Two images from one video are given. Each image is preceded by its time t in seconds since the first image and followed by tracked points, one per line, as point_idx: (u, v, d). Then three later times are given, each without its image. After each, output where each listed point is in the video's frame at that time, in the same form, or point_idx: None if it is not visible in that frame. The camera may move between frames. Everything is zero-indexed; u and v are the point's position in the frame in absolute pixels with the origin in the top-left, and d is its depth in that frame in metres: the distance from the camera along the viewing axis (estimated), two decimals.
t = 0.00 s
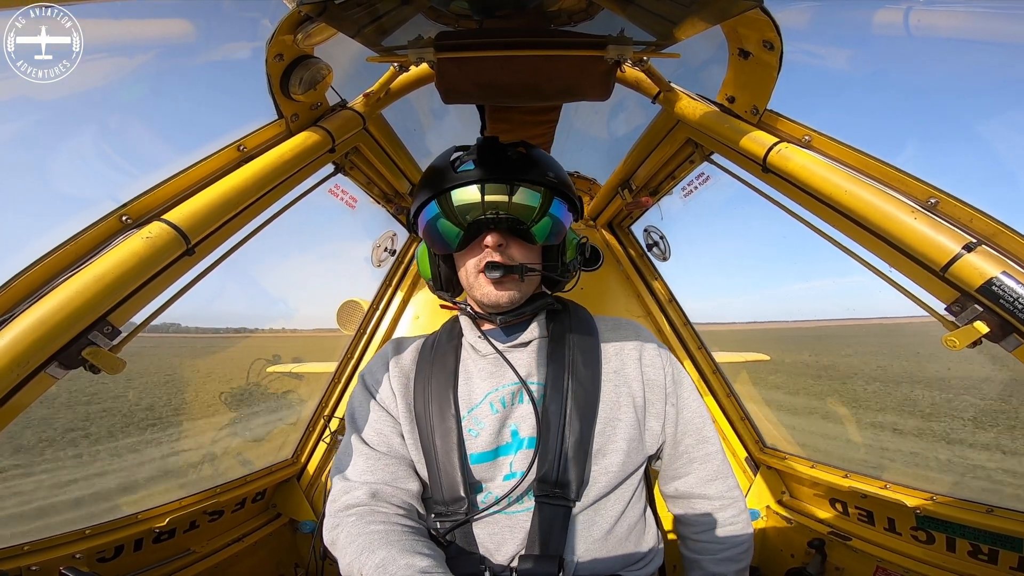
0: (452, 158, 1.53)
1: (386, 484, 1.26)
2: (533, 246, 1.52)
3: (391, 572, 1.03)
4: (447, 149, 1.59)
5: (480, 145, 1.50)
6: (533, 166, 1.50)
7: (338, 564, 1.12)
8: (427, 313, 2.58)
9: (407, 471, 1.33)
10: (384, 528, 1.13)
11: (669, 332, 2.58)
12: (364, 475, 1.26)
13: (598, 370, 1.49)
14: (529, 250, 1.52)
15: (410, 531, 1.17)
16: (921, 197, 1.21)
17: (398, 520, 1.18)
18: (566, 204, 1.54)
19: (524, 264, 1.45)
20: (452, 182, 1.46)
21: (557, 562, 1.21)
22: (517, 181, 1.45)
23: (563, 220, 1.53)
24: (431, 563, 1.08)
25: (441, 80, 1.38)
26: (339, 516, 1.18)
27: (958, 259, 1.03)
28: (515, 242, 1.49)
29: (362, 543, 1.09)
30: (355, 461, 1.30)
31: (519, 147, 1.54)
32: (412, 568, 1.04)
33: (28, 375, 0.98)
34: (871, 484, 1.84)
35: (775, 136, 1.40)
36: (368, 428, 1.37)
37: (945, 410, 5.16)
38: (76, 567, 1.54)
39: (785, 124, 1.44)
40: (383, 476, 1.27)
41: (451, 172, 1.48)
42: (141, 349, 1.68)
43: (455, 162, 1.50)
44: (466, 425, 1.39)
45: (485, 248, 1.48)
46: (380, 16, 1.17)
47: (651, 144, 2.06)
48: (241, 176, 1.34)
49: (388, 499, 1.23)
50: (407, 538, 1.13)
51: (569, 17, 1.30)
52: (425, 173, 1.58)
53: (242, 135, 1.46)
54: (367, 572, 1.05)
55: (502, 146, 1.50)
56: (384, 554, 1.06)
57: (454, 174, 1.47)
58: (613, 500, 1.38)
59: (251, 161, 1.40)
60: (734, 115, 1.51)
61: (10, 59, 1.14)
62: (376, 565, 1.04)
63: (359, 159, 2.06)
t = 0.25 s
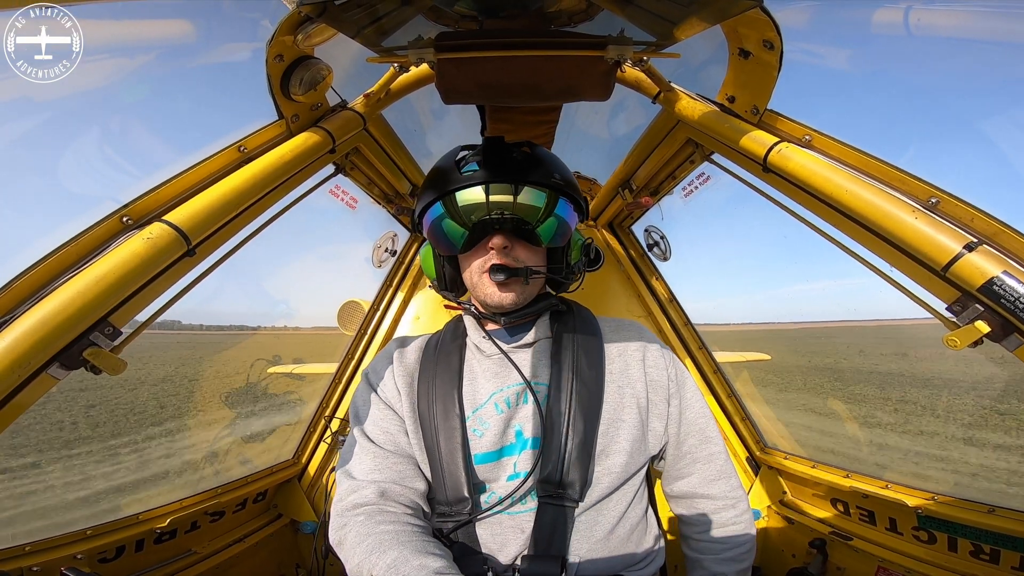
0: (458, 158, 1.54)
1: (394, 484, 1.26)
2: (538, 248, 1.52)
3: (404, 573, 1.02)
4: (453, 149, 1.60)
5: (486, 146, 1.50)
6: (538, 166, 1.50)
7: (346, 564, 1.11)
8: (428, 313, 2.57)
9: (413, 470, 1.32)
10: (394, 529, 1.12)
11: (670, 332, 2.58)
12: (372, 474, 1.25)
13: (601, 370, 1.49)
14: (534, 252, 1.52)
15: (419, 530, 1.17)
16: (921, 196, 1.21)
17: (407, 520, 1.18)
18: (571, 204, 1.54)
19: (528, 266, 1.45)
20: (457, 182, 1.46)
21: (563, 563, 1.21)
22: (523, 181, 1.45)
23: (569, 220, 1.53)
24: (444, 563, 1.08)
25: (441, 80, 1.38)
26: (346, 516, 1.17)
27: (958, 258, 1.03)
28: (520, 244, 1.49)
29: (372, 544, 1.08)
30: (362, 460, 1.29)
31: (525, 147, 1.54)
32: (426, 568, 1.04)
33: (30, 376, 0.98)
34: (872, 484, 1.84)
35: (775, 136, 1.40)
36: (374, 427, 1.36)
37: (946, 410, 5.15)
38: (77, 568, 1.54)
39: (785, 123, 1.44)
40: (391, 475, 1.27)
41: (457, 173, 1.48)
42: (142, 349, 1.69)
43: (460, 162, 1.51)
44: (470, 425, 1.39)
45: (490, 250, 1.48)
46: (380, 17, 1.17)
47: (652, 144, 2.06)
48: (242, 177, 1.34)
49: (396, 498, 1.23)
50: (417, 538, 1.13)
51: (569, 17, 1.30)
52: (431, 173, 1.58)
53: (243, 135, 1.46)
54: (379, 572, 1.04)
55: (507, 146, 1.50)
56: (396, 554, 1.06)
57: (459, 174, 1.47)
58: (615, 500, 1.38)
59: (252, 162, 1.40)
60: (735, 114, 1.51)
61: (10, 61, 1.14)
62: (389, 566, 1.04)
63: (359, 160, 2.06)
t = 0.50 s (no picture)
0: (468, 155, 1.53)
1: (392, 482, 1.25)
2: (546, 249, 1.52)
3: (401, 571, 1.03)
4: (462, 147, 1.61)
5: (495, 145, 1.51)
6: (547, 166, 1.50)
7: (342, 563, 1.11)
8: (425, 313, 2.58)
9: (412, 469, 1.32)
10: (391, 527, 1.12)
11: (667, 334, 2.59)
12: (369, 472, 1.25)
13: (604, 373, 1.49)
14: (543, 253, 1.51)
15: (417, 529, 1.17)
16: (919, 199, 1.21)
17: (405, 518, 1.18)
18: (579, 205, 1.55)
19: (537, 268, 1.45)
20: (466, 181, 1.46)
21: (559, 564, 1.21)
22: (530, 180, 1.46)
23: (577, 221, 1.54)
24: (442, 563, 1.08)
25: (441, 80, 1.38)
26: (342, 514, 1.17)
27: (955, 262, 1.03)
28: (529, 244, 1.48)
29: (369, 542, 1.08)
30: (360, 458, 1.29)
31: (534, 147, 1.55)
32: (424, 567, 1.04)
33: (25, 373, 0.97)
34: (867, 486, 1.84)
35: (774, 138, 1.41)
36: (373, 424, 1.36)
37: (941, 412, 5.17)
38: (70, 566, 1.53)
39: (784, 125, 1.44)
40: (389, 474, 1.27)
41: (466, 170, 1.47)
42: (138, 347, 1.68)
43: (469, 159, 1.50)
44: (471, 425, 1.39)
45: (499, 250, 1.47)
46: (381, 16, 1.17)
47: (652, 145, 2.07)
48: (240, 175, 1.34)
49: (394, 497, 1.23)
50: (415, 537, 1.13)
51: (570, 17, 1.31)
52: (439, 172, 1.59)
53: (242, 134, 1.46)
54: (376, 570, 1.04)
55: (515, 146, 1.50)
56: (393, 553, 1.06)
57: (468, 172, 1.47)
58: (613, 503, 1.38)
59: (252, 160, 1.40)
60: (734, 116, 1.51)
61: (10, 61, 1.14)
62: (386, 565, 1.04)
63: (358, 159, 2.06)
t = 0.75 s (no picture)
0: (482, 153, 1.54)
1: (391, 478, 1.25)
2: (555, 247, 1.53)
3: (398, 569, 1.02)
4: (474, 146, 1.62)
5: (506, 144, 1.52)
6: (557, 165, 1.51)
7: (337, 557, 1.11)
8: (421, 311, 2.60)
9: (410, 465, 1.32)
10: (389, 523, 1.12)
11: (663, 336, 2.60)
12: (368, 466, 1.25)
13: (604, 374, 1.49)
14: (552, 252, 1.52)
15: (414, 526, 1.17)
16: (915, 203, 1.22)
17: (402, 515, 1.17)
18: (589, 205, 1.55)
19: (547, 265, 1.45)
20: (478, 179, 1.47)
21: (555, 563, 1.20)
22: (540, 179, 1.46)
23: (586, 221, 1.54)
24: (440, 561, 1.08)
25: (440, 80, 1.38)
26: (339, 508, 1.16)
27: (950, 265, 1.04)
28: (539, 242, 1.50)
29: (367, 538, 1.08)
30: (359, 450, 1.28)
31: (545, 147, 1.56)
32: (422, 565, 1.04)
33: (18, 369, 0.97)
34: (859, 488, 1.85)
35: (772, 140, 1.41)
36: (373, 417, 1.36)
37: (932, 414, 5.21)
38: (61, 563, 1.52)
39: (781, 128, 1.45)
40: (388, 469, 1.27)
41: (477, 168, 1.48)
42: (133, 344, 1.68)
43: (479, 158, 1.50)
44: (472, 423, 1.39)
45: (510, 245, 1.47)
46: (381, 14, 1.18)
47: (651, 146, 2.07)
48: (238, 172, 1.33)
49: (391, 493, 1.23)
50: (412, 534, 1.13)
51: (570, 18, 1.33)
52: (449, 170, 1.60)
53: (240, 131, 1.46)
54: (372, 567, 1.04)
55: (526, 144, 1.50)
56: (391, 550, 1.05)
57: (480, 170, 1.48)
58: (608, 502, 1.38)
59: (250, 157, 1.40)
60: (733, 118, 1.52)
61: (10, 60, 1.14)
62: (383, 561, 1.03)
63: (356, 157, 2.05)
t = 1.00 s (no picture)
0: (492, 154, 1.52)
1: (388, 475, 1.25)
2: (564, 250, 1.53)
3: (393, 568, 1.01)
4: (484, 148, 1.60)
5: (517, 145, 1.51)
6: (568, 166, 1.50)
7: (332, 555, 1.10)
8: (418, 310, 2.59)
9: (407, 463, 1.32)
10: (385, 522, 1.12)
11: (658, 335, 2.61)
12: (365, 464, 1.24)
13: (603, 376, 1.50)
14: (562, 256, 1.54)
15: (410, 525, 1.16)
16: (911, 206, 1.23)
17: (398, 513, 1.17)
18: (598, 208, 1.55)
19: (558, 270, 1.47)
20: (489, 179, 1.46)
21: (549, 563, 1.20)
22: (550, 181, 1.46)
23: (596, 224, 1.54)
24: (435, 560, 1.07)
25: (439, 78, 1.38)
26: (335, 505, 1.16)
27: (945, 268, 1.04)
28: (551, 247, 1.50)
29: (362, 536, 1.08)
30: (356, 448, 1.28)
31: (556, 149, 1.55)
32: (417, 565, 1.03)
33: (13, 364, 0.96)
34: (852, 489, 1.86)
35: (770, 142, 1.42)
36: (371, 415, 1.35)
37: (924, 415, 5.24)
38: (53, 561, 1.51)
39: (779, 129, 1.46)
40: (385, 466, 1.26)
41: (487, 170, 1.48)
42: (127, 341, 1.67)
43: (490, 158, 1.50)
44: (470, 423, 1.38)
45: (522, 248, 1.48)
46: (380, 12, 1.17)
47: (650, 146, 2.07)
48: (235, 168, 1.33)
49: (388, 490, 1.22)
50: (408, 532, 1.12)
51: (571, 17, 1.34)
52: (458, 171, 1.58)
53: (237, 128, 1.45)
54: (367, 566, 1.03)
55: (537, 147, 1.50)
56: (386, 548, 1.05)
57: (492, 170, 1.47)
58: (604, 503, 1.39)
59: (248, 154, 1.39)
60: (732, 119, 1.53)
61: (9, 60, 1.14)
62: (378, 560, 1.03)
63: (354, 155, 2.05)
